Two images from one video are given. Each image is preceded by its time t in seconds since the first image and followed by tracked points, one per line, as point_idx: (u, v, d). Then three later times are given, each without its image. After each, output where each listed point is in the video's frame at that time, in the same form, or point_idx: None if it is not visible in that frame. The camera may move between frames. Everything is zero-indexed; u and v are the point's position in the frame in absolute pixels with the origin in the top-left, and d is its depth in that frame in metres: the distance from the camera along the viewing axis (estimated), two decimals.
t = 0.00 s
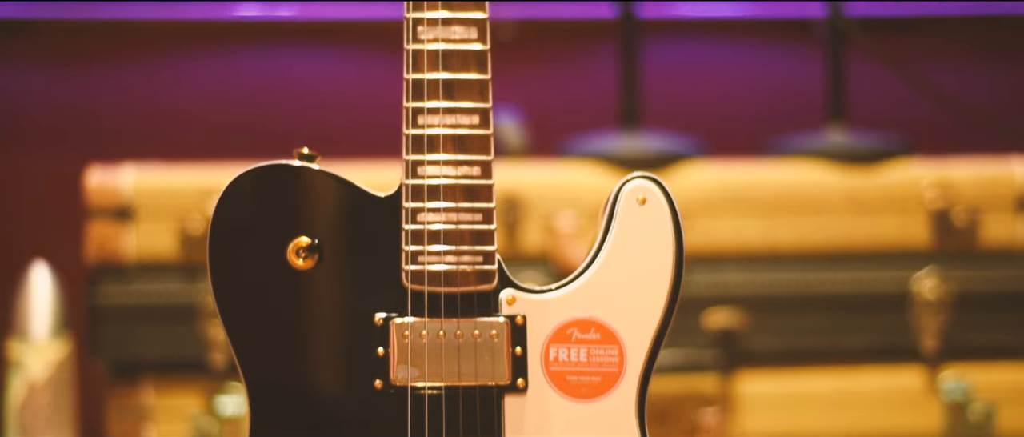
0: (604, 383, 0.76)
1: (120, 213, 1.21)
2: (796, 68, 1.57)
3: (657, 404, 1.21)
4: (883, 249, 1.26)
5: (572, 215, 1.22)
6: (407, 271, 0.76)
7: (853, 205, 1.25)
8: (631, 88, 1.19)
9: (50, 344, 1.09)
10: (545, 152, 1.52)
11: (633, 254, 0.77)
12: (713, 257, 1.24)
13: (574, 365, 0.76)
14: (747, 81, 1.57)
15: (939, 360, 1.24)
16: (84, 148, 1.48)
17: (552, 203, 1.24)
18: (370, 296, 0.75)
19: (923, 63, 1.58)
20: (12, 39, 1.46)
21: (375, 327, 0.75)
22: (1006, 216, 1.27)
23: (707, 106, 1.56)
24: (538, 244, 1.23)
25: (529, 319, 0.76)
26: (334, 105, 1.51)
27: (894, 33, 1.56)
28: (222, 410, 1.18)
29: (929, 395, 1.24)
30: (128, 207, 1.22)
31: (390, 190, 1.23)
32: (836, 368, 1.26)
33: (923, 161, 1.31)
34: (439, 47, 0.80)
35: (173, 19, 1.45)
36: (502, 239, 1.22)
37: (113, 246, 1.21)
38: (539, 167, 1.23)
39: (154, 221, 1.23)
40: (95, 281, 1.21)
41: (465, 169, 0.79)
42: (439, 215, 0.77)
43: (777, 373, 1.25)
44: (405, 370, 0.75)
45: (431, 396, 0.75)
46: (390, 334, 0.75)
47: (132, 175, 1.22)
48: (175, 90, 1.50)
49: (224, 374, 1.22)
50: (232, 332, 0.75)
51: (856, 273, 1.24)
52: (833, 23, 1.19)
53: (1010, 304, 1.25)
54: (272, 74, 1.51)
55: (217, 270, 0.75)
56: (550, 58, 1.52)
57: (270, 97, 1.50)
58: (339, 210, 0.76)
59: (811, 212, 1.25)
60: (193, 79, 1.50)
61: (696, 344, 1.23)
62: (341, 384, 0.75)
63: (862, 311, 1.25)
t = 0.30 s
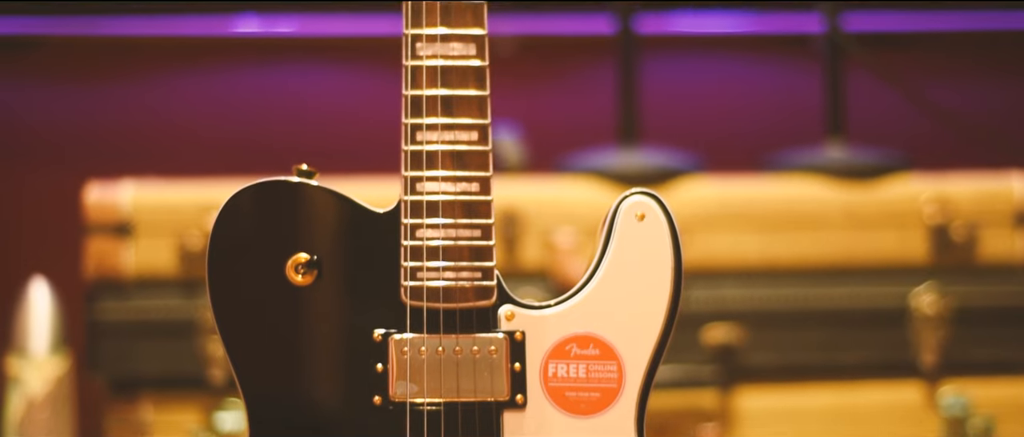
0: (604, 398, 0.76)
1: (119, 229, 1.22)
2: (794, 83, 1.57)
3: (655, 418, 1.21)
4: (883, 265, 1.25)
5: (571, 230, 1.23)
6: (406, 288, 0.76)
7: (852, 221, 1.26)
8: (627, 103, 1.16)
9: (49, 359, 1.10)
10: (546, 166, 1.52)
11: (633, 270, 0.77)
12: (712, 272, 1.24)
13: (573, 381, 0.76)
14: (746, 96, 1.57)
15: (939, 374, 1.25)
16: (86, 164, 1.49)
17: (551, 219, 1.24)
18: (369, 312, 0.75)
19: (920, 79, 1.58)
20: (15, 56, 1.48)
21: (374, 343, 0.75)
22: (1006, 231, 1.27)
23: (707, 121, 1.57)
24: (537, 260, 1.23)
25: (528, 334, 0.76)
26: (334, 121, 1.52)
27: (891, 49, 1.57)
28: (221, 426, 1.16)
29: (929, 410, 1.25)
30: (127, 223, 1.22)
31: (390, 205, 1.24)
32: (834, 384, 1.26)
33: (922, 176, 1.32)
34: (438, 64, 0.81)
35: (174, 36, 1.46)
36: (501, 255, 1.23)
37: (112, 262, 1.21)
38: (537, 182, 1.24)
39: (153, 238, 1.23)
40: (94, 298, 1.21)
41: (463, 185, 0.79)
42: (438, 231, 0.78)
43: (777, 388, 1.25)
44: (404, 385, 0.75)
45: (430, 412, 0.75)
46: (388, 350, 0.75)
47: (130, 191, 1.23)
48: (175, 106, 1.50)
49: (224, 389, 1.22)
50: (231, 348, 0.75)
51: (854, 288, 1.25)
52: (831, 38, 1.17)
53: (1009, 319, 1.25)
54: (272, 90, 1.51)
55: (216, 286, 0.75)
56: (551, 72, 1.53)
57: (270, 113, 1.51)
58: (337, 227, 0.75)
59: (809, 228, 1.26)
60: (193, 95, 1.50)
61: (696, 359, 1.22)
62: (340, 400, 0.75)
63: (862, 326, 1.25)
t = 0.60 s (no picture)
0: (603, 414, 0.76)
1: (118, 245, 1.22)
2: (791, 99, 1.58)
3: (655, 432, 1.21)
4: (881, 280, 1.26)
5: (570, 246, 1.23)
6: (405, 304, 0.76)
7: (851, 236, 1.26)
8: (626, 118, 1.17)
9: (49, 375, 1.09)
10: (545, 181, 1.53)
11: (632, 285, 0.77)
12: (711, 288, 1.24)
13: (573, 397, 0.76)
14: (744, 112, 1.58)
15: (939, 390, 1.24)
16: (86, 181, 1.50)
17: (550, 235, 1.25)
18: (368, 328, 0.75)
19: (918, 94, 1.59)
20: (13, 72, 1.48)
21: (374, 359, 0.75)
22: (1004, 247, 1.27)
23: (705, 137, 1.57)
24: (535, 276, 1.23)
25: (528, 350, 0.76)
26: (334, 137, 1.52)
27: (888, 64, 1.58)
28: None
29: (928, 426, 1.25)
30: (126, 239, 1.22)
31: (389, 221, 1.24)
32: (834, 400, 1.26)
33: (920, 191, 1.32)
34: (437, 79, 0.81)
35: (174, 52, 1.46)
36: (501, 271, 1.23)
37: (111, 279, 1.21)
38: (535, 199, 1.24)
39: (152, 253, 1.23)
40: (92, 315, 1.21)
41: (462, 201, 0.79)
42: (437, 247, 0.77)
43: (776, 404, 1.25)
44: (403, 402, 0.75)
45: (430, 428, 0.74)
46: (388, 366, 0.75)
47: (130, 206, 1.23)
48: (175, 123, 1.51)
49: (224, 405, 1.22)
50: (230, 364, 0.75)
51: (852, 304, 1.25)
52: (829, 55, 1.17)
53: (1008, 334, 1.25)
54: (272, 106, 1.52)
55: (215, 302, 0.75)
56: (550, 88, 1.53)
57: (270, 130, 1.52)
58: (336, 243, 0.75)
59: (808, 243, 1.26)
60: (193, 112, 1.51)
61: (694, 375, 1.22)
62: (340, 416, 0.74)
63: (863, 342, 1.24)
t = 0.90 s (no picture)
0: (602, 431, 0.76)
1: (117, 262, 1.23)
2: (790, 115, 1.59)
3: None
4: (881, 296, 1.26)
5: (570, 261, 1.23)
6: (405, 320, 0.76)
7: (850, 251, 1.26)
8: (626, 134, 1.17)
9: (47, 390, 1.09)
10: (544, 198, 1.53)
11: (631, 301, 0.77)
12: (710, 303, 1.25)
13: (571, 413, 0.76)
14: (742, 128, 1.58)
15: (939, 406, 1.23)
16: (87, 197, 1.50)
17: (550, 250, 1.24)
18: (368, 344, 0.76)
19: (916, 109, 1.60)
20: (14, 88, 1.49)
21: (373, 375, 0.75)
22: (1003, 261, 1.27)
23: (704, 153, 1.58)
24: (534, 292, 1.24)
25: (527, 366, 0.76)
26: (334, 153, 1.53)
27: (888, 79, 1.59)
28: None
29: None
30: (126, 256, 1.23)
31: (388, 238, 1.24)
32: (831, 415, 1.26)
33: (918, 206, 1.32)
34: (435, 96, 0.81)
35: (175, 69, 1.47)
36: (500, 288, 1.23)
37: (111, 295, 1.22)
38: (533, 215, 1.25)
39: (151, 270, 1.24)
40: (92, 331, 1.20)
41: (461, 217, 0.79)
42: (436, 264, 0.78)
43: (775, 419, 1.25)
44: (402, 418, 0.75)
45: None
46: (388, 382, 0.75)
47: (129, 223, 1.24)
48: (175, 139, 1.51)
49: (223, 421, 1.21)
50: (230, 380, 0.75)
51: (853, 319, 1.23)
52: (828, 69, 1.17)
53: (1008, 349, 1.24)
54: (272, 123, 1.52)
55: (214, 318, 0.75)
56: (549, 104, 1.54)
57: (270, 146, 1.52)
58: (336, 260, 0.76)
59: (807, 258, 1.26)
60: (193, 128, 1.52)
61: (693, 391, 1.22)
62: (338, 432, 0.74)
63: (862, 358, 1.23)
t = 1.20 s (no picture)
0: None
1: (117, 278, 1.22)
2: (789, 132, 1.59)
3: None
4: (881, 313, 1.26)
5: (570, 277, 1.22)
6: (405, 338, 0.76)
7: (851, 268, 1.26)
8: (626, 153, 1.17)
9: (47, 407, 1.09)
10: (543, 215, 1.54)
11: (630, 318, 0.77)
12: (711, 321, 1.25)
13: (571, 430, 0.76)
14: (741, 145, 1.59)
15: (938, 422, 1.23)
16: (88, 214, 1.51)
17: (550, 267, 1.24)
18: (368, 361, 0.76)
19: (914, 125, 1.61)
20: (13, 105, 1.50)
21: (373, 392, 0.75)
22: (1002, 278, 1.27)
23: (701, 170, 1.59)
24: (534, 309, 1.24)
25: (526, 383, 0.76)
26: (334, 170, 1.54)
27: (886, 95, 1.60)
28: None
29: None
30: (126, 272, 1.23)
31: (388, 255, 1.24)
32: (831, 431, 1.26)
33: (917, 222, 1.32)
34: (434, 114, 0.81)
35: (175, 86, 1.48)
36: (500, 305, 1.23)
37: (111, 312, 1.22)
38: (533, 231, 1.24)
39: (150, 287, 1.24)
40: (92, 347, 1.21)
41: (460, 234, 0.79)
42: (435, 281, 0.78)
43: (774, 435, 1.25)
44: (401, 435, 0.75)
45: None
46: (387, 400, 0.75)
47: (129, 239, 1.24)
48: (174, 155, 1.52)
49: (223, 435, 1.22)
50: (230, 397, 0.75)
51: (850, 335, 1.25)
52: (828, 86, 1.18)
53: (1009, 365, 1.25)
54: (272, 140, 1.53)
55: (214, 335, 0.75)
56: (548, 120, 1.55)
57: (270, 163, 1.53)
58: (336, 277, 0.76)
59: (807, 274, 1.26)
60: (194, 145, 1.52)
61: (692, 408, 1.22)
62: None
63: (860, 374, 1.24)
